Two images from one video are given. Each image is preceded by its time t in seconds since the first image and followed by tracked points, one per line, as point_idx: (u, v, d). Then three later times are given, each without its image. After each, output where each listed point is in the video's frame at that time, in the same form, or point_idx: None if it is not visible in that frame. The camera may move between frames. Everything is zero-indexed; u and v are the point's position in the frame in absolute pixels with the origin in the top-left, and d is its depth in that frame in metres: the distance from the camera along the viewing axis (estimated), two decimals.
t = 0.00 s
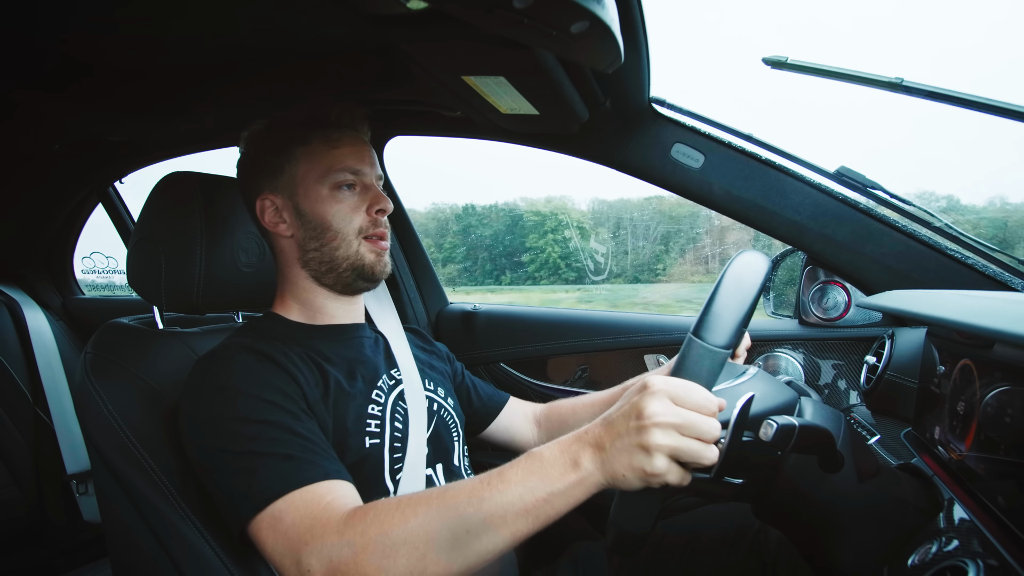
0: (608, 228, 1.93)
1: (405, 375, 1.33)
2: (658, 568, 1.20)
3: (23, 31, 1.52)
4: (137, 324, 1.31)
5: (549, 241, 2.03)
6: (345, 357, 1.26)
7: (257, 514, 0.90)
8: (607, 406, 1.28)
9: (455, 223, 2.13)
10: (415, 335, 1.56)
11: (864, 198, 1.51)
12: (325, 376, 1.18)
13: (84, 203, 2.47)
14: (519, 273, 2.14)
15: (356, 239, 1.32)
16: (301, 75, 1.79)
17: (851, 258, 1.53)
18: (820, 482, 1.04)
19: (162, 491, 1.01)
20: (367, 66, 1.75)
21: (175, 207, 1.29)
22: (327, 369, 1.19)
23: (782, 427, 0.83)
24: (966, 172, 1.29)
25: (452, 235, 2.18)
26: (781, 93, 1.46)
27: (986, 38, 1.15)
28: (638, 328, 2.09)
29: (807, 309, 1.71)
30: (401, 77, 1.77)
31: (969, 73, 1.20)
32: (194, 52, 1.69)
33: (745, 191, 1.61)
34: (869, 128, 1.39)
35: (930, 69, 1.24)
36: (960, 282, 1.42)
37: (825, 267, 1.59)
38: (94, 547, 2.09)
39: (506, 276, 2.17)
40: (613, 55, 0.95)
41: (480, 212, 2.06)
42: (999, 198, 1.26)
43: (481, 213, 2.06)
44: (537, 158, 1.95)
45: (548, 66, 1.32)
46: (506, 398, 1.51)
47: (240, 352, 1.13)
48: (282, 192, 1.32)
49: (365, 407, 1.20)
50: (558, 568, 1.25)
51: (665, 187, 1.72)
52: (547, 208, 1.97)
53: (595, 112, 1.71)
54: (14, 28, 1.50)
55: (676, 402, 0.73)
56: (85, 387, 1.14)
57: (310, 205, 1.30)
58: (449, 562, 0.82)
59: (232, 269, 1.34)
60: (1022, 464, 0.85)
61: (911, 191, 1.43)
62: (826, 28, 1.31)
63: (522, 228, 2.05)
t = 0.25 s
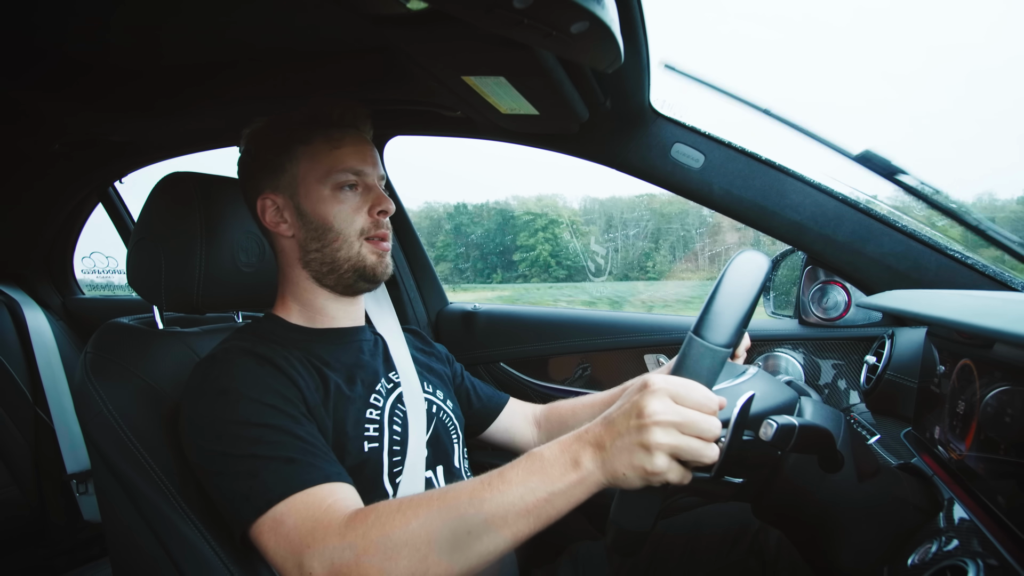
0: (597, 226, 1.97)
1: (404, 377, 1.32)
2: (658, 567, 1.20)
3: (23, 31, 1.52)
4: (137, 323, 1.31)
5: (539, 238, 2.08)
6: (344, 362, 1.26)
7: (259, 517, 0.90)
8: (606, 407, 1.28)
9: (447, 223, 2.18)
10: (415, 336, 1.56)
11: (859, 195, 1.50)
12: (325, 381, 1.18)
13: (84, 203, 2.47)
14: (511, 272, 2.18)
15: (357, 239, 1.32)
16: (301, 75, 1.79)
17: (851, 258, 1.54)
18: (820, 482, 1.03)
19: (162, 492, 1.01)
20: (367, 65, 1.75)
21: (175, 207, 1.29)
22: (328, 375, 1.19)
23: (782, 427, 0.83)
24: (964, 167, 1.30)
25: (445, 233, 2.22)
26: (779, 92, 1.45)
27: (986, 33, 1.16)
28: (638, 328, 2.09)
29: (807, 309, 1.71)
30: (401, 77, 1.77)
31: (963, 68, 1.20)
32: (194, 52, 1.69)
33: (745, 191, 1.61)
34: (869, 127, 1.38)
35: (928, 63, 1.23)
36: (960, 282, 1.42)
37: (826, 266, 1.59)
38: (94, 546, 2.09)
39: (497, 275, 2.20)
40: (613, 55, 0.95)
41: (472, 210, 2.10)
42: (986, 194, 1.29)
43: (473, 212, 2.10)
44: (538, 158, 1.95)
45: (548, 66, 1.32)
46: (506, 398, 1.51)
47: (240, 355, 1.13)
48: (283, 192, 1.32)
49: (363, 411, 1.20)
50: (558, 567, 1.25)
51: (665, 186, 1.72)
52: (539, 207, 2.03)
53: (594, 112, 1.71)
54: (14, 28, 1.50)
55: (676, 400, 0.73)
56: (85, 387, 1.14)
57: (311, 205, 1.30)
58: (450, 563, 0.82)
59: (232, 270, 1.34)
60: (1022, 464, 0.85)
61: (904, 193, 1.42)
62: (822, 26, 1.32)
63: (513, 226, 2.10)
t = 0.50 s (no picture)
0: (590, 224, 1.98)
1: (404, 378, 1.32)
2: (659, 568, 1.19)
3: (22, 31, 1.52)
4: (137, 324, 1.31)
5: (532, 237, 2.10)
6: (345, 364, 1.25)
7: (260, 518, 0.90)
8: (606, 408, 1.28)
9: (440, 221, 2.21)
10: (414, 337, 1.56)
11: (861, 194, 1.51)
12: (326, 381, 1.18)
13: (84, 203, 2.47)
14: (503, 270, 2.19)
15: (360, 241, 1.32)
16: (301, 76, 1.79)
17: (851, 259, 1.53)
18: (820, 482, 1.04)
19: (162, 492, 1.01)
20: (367, 65, 1.75)
21: (175, 207, 1.29)
22: (329, 375, 1.19)
23: (782, 427, 0.83)
24: (963, 164, 1.29)
25: (438, 232, 2.26)
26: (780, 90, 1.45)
27: (981, 30, 1.20)
28: (638, 328, 2.09)
29: (807, 309, 1.71)
30: (401, 77, 1.77)
31: (963, 65, 1.22)
32: (194, 52, 1.69)
33: (744, 192, 1.61)
34: (872, 125, 1.38)
35: (930, 60, 1.26)
36: (959, 282, 1.41)
37: (826, 267, 1.59)
38: (94, 547, 2.09)
39: (491, 273, 2.22)
40: (613, 55, 0.95)
41: (465, 209, 2.11)
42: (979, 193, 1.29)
43: (466, 210, 2.11)
44: (538, 158, 1.95)
45: (548, 66, 1.32)
46: (506, 399, 1.51)
47: (241, 355, 1.13)
48: (288, 191, 1.32)
49: (364, 412, 1.20)
50: (558, 567, 1.25)
51: (665, 187, 1.72)
52: (531, 205, 2.04)
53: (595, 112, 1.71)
54: (14, 28, 1.50)
55: (676, 401, 0.73)
56: (85, 387, 1.14)
57: (316, 206, 1.30)
58: (450, 564, 0.82)
59: (232, 270, 1.34)
60: (1022, 464, 0.85)
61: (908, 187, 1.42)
62: (826, 23, 1.35)
63: (506, 224, 2.11)
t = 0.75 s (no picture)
0: (583, 221, 1.99)
1: (405, 377, 1.32)
2: (659, 568, 1.19)
3: (23, 31, 1.52)
4: (137, 324, 1.31)
5: (525, 234, 2.09)
6: (344, 360, 1.26)
7: (259, 516, 0.90)
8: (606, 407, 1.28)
9: (434, 220, 2.23)
10: (415, 336, 1.56)
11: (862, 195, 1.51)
12: (325, 378, 1.18)
13: (84, 203, 2.47)
14: (497, 267, 2.20)
15: (358, 240, 1.32)
16: (301, 75, 1.79)
17: (851, 259, 1.53)
18: (820, 483, 1.03)
19: (162, 492, 1.01)
20: (367, 65, 1.75)
21: (175, 207, 1.29)
22: (328, 373, 1.19)
23: (782, 427, 0.83)
24: (964, 164, 1.28)
25: (432, 230, 2.28)
26: (779, 90, 1.45)
27: (981, 30, 1.18)
28: (638, 328, 2.09)
29: (807, 309, 1.71)
30: (401, 77, 1.77)
31: (963, 65, 1.21)
32: (194, 52, 1.69)
33: (744, 192, 1.61)
34: (868, 125, 1.38)
35: (928, 61, 1.25)
36: (959, 282, 1.41)
37: (826, 267, 1.59)
38: (94, 546, 2.09)
39: (484, 270, 2.23)
40: (613, 55, 0.95)
41: (459, 207, 2.10)
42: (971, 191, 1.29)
43: (460, 208, 2.11)
44: (539, 158, 1.95)
45: (548, 66, 1.32)
46: (506, 399, 1.51)
47: (240, 353, 1.13)
48: (287, 191, 1.32)
49: (365, 410, 1.20)
50: (558, 568, 1.24)
51: (665, 187, 1.72)
52: (524, 202, 2.03)
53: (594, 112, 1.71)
54: (14, 28, 1.50)
55: (676, 401, 0.73)
56: (85, 387, 1.14)
57: (314, 206, 1.30)
58: (449, 564, 0.82)
59: (232, 270, 1.34)
60: (1022, 464, 0.85)
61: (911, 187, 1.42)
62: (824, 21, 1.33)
63: (500, 222, 2.10)
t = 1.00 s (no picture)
0: (579, 221, 2.00)
1: (406, 376, 1.33)
2: (658, 568, 1.19)
3: (22, 32, 1.52)
4: (137, 324, 1.31)
5: (519, 233, 2.10)
6: (345, 358, 1.26)
7: (257, 514, 0.90)
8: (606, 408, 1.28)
9: (430, 219, 2.26)
10: (416, 335, 1.56)
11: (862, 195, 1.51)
12: (325, 376, 1.18)
13: (84, 204, 2.47)
14: (491, 267, 2.22)
15: (356, 241, 1.32)
16: (301, 76, 1.78)
17: (851, 259, 1.53)
18: (820, 483, 1.04)
19: (162, 492, 1.01)
20: (366, 65, 1.75)
21: (175, 207, 1.29)
22: (328, 370, 1.19)
23: (782, 427, 0.83)
24: (964, 163, 1.29)
25: (428, 229, 2.31)
26: (779, 90, 1.45)
27: (982, 30, 1.18)
28: (638, 328, 2.09)
29: (807, 309, 1.71)
30: (401, 77, 1.77)
31: (964, 62, 1.21)
32: (194, 52, 1.69)
33: (744, 192, 1.61)
34: (864, 122, 1.38)
35: (930, 59, 1.25)
36: (959, 283, 1.41)
37: (825, 267, 1.59)
38: (94, 547, 2.09)
39: (478, 270, 2.25)
40: (613, 55, 0.95)
41: (454, 206, 2.13)
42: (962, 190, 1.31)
43: (455, 207, 2.14)
44: (539, 159, 1.95)
45: (548, 66, 1.32)
46: (505, 399, 1.51)
47: (240, 352, 1.13)
48: (285, 193, 1.32)
49: (365, 408, 1.20)
50: (558, 568, 1.24)
51: (664, 187, 1.72)
52: (518, 202, 2.04)
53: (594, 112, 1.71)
54: (14, 28, 1.50)
55: (675, 403, 0.73)
56: (85, 388, 1.14)
57: (312, 208, 1.30)
58: (448, 564, 0.82)
59: (232, 270, 1.34)
60: (1022, 464, 0.85)
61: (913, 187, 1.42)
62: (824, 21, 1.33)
63: (494, 222, 2.11)
